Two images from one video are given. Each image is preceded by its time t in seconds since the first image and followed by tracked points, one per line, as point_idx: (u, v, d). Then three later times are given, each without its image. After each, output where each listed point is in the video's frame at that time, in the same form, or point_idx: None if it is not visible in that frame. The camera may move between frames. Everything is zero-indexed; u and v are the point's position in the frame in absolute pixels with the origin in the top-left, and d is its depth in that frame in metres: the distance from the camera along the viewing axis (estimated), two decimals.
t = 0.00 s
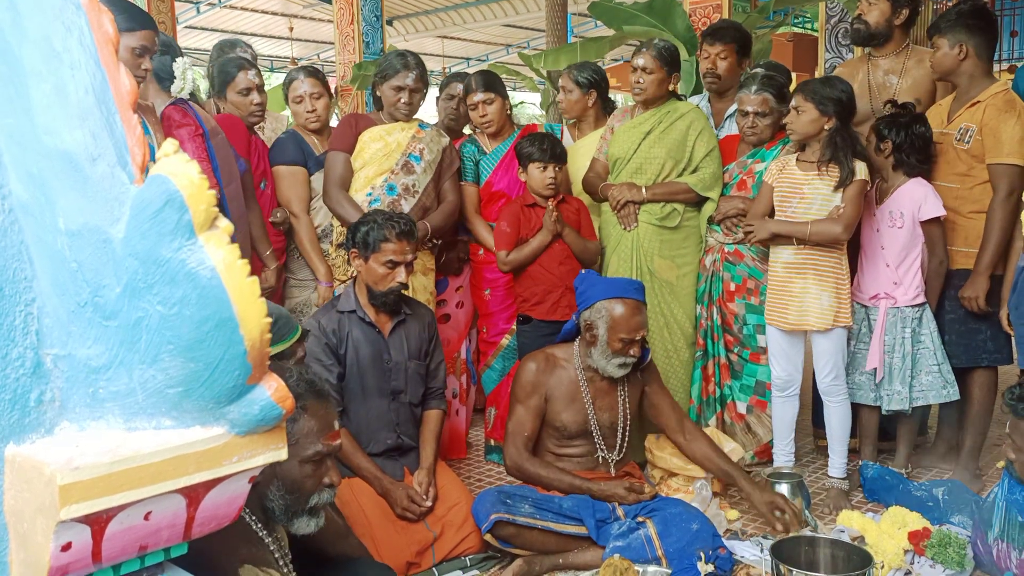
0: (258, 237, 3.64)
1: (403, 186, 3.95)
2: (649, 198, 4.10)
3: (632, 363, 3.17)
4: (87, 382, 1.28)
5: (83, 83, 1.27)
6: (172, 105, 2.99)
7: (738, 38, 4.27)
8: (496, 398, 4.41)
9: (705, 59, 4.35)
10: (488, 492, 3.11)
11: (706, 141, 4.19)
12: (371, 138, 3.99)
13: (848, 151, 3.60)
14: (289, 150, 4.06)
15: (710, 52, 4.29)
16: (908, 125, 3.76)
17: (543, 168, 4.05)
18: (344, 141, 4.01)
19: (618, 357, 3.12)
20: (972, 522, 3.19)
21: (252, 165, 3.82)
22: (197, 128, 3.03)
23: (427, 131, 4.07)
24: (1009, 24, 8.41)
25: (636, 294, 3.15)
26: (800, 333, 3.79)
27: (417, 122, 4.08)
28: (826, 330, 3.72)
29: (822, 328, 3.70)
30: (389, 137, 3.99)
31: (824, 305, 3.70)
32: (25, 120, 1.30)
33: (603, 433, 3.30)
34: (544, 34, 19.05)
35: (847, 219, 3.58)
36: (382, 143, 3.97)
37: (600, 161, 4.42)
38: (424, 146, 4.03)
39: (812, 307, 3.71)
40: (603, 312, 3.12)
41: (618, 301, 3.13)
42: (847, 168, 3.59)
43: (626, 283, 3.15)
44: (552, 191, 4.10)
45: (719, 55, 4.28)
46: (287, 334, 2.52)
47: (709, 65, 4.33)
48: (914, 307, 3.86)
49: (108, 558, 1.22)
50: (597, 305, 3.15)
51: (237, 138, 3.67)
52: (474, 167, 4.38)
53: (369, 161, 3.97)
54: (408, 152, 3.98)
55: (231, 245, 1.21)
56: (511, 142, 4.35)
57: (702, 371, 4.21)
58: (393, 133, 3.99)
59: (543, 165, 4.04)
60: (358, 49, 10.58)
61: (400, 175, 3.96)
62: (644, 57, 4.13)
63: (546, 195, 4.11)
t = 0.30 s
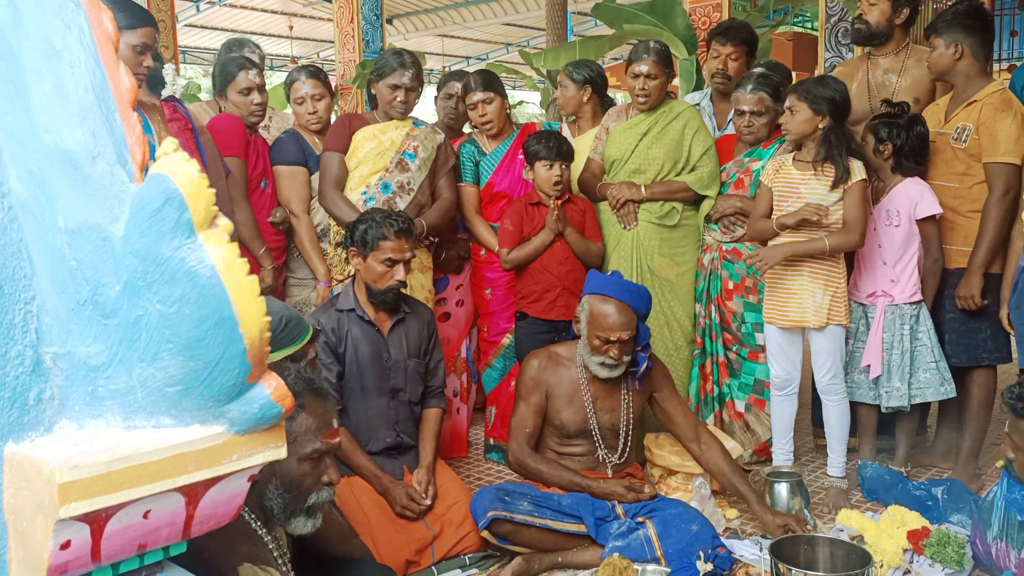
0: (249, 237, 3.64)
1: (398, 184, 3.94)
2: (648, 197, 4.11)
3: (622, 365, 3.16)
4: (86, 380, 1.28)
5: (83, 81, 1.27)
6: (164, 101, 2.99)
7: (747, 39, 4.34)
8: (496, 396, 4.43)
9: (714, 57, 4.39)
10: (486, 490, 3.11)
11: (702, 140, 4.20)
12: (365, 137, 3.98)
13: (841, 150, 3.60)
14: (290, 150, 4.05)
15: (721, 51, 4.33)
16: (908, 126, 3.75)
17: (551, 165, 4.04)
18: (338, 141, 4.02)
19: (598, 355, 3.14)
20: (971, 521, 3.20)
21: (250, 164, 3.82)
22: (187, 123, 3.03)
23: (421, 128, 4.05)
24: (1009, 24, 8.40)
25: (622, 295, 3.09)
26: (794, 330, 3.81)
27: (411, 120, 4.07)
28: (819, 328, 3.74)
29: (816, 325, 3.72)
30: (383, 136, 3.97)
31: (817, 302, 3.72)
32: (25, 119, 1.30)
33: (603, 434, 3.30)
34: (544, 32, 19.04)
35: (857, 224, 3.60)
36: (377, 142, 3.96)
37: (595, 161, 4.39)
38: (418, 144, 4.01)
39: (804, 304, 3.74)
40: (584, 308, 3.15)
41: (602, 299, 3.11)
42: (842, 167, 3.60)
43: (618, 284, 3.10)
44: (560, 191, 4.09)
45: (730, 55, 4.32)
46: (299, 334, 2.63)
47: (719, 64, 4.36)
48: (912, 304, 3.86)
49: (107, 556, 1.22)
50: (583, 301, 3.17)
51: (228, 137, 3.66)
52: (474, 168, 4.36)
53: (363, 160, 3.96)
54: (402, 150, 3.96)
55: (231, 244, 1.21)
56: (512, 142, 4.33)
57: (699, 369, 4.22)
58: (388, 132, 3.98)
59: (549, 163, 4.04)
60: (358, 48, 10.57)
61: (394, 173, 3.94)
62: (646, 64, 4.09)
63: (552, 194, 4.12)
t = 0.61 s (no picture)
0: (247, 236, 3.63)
1: (397, 182, 3.94)
2: (648, 197, 4.11)
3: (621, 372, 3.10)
4: (86, 379, 1.27)
5: (82, 79, 1.28)
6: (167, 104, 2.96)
7: (755, 41, 4.34)
8: (495, 395, 4.44)
9: (720, 58, 4.38)
10: (486, 492, 3.12)
11: (701, 140, 4.20)
12: (365, 135, 3.97)
13: (844, 148, 3.63)
14: (289, 150, 4.06)
15: (730, 52, 4.32)
16: (911, 126, 3.74)
17: (551, 165, 4.04)
18: (338, 138, 4.01)
19: (596, 362, 3.10)
20: (969, 520, 3.20)
21: (248, 163, 3.82)
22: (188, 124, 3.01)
23: (420, 128, 4.06)
24: (1009, 23, 8.38)
25: (620, 301, 3.08)
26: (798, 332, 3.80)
27: (410, 120, 4.08)
28: (827, 330, 3.73)
29: (825, 328, 3.72)
30: (381, 135, 3.97)
31: (826, 305, 3.70)
32: (24, 118, 1.29)
33: (603, 439, 3.29)
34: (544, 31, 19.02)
35: (858, 226, 3.64)
36: (375, 140, 3.95)
37: (591, 159, 4.40)
38: (417, 143, 4.01)
39: (813, 307, 3.72)
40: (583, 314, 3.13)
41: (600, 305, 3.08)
42: (846, 164, 3.61)
43: (617, 291, 3.09)
44: (559, 189, 4.09)
45: (739, 56, 4.31)
46: (302, 337, 2.59)
47: (727, 65, 4.34)
48: (920, 300, 3.88)
49: (107, 555, 1.22)
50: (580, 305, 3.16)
51: (217, 137, 3.67)
52: (472, 168, 4.35)
53: (361, 158, 3.95)
54: (401, 149, 3.96)
55: (230, 243, 1.21)
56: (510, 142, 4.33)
57: (698, 368, 4.23)
58: (386, 131, 3.98)
59: (551, 163, 4.03)
60: (358, 47, 10.55)
61: (393, 171, 3.95)
62: (651, 66, 4.04)
63: (551, 193, 4.12)
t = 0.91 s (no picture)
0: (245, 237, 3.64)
1: (397, 182, 3.94)
2: (647, 199, 4.10)
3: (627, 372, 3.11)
4: (86, 379, 1.27)
5: (82, 80, 1.28)
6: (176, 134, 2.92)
7: (760, 43, 4.35)
8: (494, 394, 4.44)
9: (724, 59, 4.39)
10: (487, 493, 3.12)
11: (700, 141, 4.20)
12: (365, 135, 3.97)
13: (845, 149, 3.61)
14: (289, 150, 4.06)
15: (733, 53, 4.33)
16: (911, 127, 3.74)
17: (550, 163, 4.03)
18: (338, 138, 4.01)
19: (608, 366, 3.08)
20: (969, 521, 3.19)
21: (244, 163, 3.81)
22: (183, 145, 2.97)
23: (421, 128, 4.05)
24: (1009, 23, 8.36)
25: (624, 302, 3.06)
26: (799, 331, 3.80)
27: (411, 120, 4.07)
28: (829, 330, 3.73)
29: (826, 329, 3.72)
30: (382, 135, 3.97)
31: (827, 305, 3.70)
32: (25, 119, 1.29)
33: (603, 439, 3.25)
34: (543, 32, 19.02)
35: (857, 226, 3.63)
36: (376, 140, 3.95)
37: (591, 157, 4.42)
38: (417, 144, 4.01)
39: (814, 307, 3.72)
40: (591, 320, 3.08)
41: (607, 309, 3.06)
42: (847, 165, 3.60)
43: (620, 292, 3.07)
44: (558, 187, 4.09)
45: (741, 58, 4.32)
46: (314, 338, 2.62)
47: (730, 66, 4.34)
48: (921, 301, 3.88)
49: (107, 555, 1.22)
50: (585, 314, 3.11)
51: (211, 139, 3.67)
52: (469, 169, 4.33)
53: (362, 158, 3.94)
54: (402, 149, 3.96)
55: (230, 243, 1.21)
56: (508, 142, 4.34)
57: (698, 369, 4.20)
58: (387, 131, 3.97)
59: (549, 161, 4.02)
60: (358, 47, 10.55)
61: (394, 171, 3.95)
62: (655, 68, 4.03)
63: (550, 190, 4.12)
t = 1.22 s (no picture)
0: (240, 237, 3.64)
1: (397, 181, 3.94)
2: (646, 199, 4.11)
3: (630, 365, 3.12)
4: (84, 377, 1.27)
5: (80, 78, 1.28)
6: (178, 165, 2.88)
7: (754, 41, 4.35)
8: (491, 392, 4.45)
9: (719, 59, 4.41)
10: (485, 491, 3.12)
11: (699, 141, 4.21)
12: (365, 133, 3.97)
13: (846, 148, 3.61)
14: (290, 151, 4.05)
15: (727, 53, 4.34)
16: (912, 126, 3.74)
17: (546, 161, 4.04)
18: (339, 137, 4.02)
19: (615, 361, 3.07)
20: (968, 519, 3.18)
21: (240, 162, 3.82)
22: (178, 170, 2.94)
23: (422, 127, 4.05)
24: (1009, 22, 8.36)
25: (628, 296, 3.07)
26: (800, 329, 3.80)
27: (412, 119, 4.06)
28: (830, 329, 3.74)
29: (827, 328, 3.72)
30: (383, 134, 3.96)
31: (829, 304, 3.70)
32: (23, 117, 1.29)
33: (599, 435, 3.25)
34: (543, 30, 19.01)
35: (859, 226, 3.64)
36: (377, 139, 3.95)
37: (590, 156, 4.44)
38: (418, 142, 4.01)
39: (816, 306, 3.72)
40: (597, 317, 3.07)
41: (612, 304, 3.07)
42: (848, 164, 3.59)
43: (621, 286, 3.08)
44: (555, 185, 4.10)
45: (735, 57, 4.33)
46: (322, 336, 2.63)
47: (724, 66, 4.38)
48: (917, 301, 3.88)
49: (105, 554, 1.22)
50: (590, 310, 3.09)
51: (204, 138, 3.68)
52: (468, 169, 4.33)
53: (363, 156, 3.94)
54: (402, 148, 3.96)
55: (229, 241, 1.21)
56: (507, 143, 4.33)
57: (697, 367, 4.21)
58: (388, 129, 3.97)
59: (546, 159, 4.03)
60: (358, 45, 10.54)
61: (394, 170, 3.95)
62: (657, 68, 4.02)
63: (546, 188, 4.12)
